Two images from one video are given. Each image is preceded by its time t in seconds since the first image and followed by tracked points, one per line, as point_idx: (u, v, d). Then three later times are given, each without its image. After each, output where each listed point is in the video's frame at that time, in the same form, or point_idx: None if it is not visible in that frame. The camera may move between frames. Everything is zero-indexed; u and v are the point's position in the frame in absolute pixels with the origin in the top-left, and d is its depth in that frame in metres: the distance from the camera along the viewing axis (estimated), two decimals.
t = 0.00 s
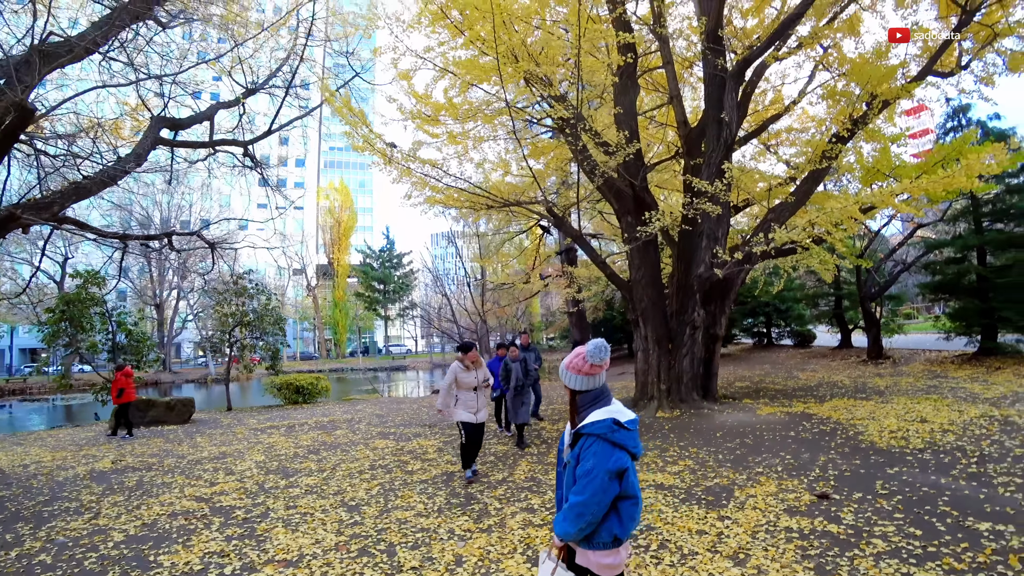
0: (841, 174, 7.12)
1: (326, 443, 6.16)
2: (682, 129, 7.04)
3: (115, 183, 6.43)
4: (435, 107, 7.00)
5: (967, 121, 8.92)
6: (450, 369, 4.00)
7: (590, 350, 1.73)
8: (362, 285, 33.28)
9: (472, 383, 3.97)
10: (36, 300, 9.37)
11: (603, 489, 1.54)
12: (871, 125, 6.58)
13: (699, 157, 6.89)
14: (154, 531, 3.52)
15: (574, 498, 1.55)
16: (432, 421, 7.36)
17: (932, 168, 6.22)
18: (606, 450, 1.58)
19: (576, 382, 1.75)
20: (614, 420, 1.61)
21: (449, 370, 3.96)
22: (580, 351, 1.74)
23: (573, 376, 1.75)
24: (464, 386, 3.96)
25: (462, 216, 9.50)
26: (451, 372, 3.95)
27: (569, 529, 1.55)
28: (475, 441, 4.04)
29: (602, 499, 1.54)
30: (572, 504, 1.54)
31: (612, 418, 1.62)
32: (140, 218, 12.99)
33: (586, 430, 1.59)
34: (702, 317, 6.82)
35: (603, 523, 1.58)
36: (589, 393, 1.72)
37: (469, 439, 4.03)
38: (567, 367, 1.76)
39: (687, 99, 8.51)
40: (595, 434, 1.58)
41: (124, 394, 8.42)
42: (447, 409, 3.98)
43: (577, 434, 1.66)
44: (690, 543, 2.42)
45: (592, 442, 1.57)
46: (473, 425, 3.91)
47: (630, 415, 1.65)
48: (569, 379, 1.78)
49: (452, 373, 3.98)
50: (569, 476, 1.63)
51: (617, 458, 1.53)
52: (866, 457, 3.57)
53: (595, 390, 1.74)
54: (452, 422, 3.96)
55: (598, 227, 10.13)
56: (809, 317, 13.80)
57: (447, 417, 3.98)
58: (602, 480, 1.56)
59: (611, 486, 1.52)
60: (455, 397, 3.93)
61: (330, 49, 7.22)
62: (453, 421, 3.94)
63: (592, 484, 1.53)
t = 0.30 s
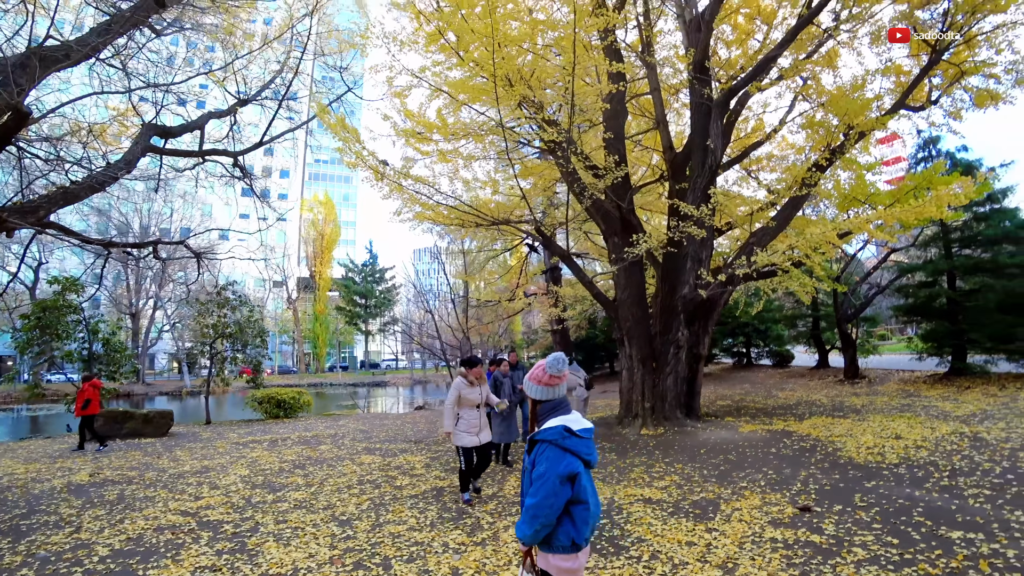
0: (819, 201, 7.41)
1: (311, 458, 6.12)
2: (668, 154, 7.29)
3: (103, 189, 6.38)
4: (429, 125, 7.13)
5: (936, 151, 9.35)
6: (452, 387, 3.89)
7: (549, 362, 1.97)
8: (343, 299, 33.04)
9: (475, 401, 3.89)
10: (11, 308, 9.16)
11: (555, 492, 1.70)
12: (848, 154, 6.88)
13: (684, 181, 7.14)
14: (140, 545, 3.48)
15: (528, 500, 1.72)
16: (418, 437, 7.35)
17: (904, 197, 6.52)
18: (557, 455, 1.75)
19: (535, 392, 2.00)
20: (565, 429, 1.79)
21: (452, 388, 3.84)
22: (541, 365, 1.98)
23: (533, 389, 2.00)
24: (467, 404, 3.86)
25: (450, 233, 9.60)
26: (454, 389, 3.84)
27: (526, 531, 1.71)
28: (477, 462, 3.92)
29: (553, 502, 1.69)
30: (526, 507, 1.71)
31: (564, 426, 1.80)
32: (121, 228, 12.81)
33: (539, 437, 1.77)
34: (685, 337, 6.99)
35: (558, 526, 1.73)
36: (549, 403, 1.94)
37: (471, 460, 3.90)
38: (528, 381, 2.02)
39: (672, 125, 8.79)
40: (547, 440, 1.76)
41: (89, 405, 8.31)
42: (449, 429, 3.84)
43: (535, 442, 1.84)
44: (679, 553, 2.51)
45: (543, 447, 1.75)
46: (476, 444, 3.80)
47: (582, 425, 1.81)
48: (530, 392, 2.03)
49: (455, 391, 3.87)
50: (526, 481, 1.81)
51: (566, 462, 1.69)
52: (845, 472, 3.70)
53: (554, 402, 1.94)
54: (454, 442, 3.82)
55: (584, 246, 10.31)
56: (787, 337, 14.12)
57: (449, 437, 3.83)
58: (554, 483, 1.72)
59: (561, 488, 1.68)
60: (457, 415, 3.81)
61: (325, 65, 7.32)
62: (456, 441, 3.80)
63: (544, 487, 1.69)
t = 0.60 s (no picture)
0: (794, 213, 7.70)
1: (300, 474, 6.09)
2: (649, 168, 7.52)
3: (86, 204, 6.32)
4: (416, 141, 7.24)
5: (903, 164, 9.78)
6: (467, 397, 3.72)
7: (536, 370, 2.27)
8: (324, 314, 32.74)
9: (491, 410, 3.79)
10: None
11: (537, 492, 1.81)
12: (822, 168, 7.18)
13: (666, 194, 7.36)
14: (137, 564, 3.46)
15: (512, 500, 1.85)
16: (407, 451, 7.36)
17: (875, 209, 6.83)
18: (540, 457, 1.87)
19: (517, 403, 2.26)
20: (547, 432, 1.90)
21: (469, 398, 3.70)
22: (524, 373, 2.25)
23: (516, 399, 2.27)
24: (484, 413, 3.76)
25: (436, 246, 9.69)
26: (471, 399, 3.70)
27: (511, 528, 1.84)
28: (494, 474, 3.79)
29: (536, 501, 1.81)
30: (511, 505, 1.83)
31: (546, 430, 1.92)
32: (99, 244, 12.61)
33: (523, 440, 1.89)
34: (670, 346, 7.16)
35: (542, 525, 1.84)
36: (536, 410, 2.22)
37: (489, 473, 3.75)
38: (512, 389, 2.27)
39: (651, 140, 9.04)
40: (530, 443, 1.88)
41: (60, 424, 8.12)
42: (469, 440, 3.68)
43: (519, 445, 1.97)
44: (676, 553, 2.62)
45: (526, 449, 1.87)
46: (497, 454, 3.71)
47: (564, 429, 1.93)
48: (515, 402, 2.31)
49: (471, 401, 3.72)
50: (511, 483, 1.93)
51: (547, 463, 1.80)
52: (827, 472, 3.87)
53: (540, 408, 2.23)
54: (476, 454, 3.68)
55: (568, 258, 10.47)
56: (766, 345, 14.46)
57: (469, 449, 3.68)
58: (536, 484, 1.83)
59: (542, 488, 1.79)
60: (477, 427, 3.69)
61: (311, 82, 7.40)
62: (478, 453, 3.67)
63: (526, 487, 1.81)
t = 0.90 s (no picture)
0: (778, 224, 7.95)
1: (297, 486, 6.13)
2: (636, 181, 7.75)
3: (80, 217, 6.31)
4: (410, 155, 7.38)
5: (882, 175, 10.11)
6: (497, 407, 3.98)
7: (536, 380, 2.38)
8: (312, 326, 32.57)
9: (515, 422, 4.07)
10: None
11: (532, 496, 1.91)
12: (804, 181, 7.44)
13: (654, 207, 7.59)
14: None
15: (508, 504, 1.93)
16: (403, 462, 7.41)
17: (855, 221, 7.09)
18: (534, 463, 1.97)
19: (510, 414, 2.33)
20: (541, 439, 2.02)
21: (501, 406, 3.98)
22: (523, 382, 2.33)
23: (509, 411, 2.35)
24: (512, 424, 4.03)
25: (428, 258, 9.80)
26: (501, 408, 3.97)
27: (508, 531, 1.93)
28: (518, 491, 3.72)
29: (531, 505, 1.90)
30: (508, 509, 1.92)
31: (541, 437, 2.03)
32: (87, 258, 12.53)
33: (519, 447, 1.99)
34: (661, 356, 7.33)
35: (536, 527, 1.93)
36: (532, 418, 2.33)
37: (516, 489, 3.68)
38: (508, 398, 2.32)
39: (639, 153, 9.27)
40: (525, 449, 1.98)
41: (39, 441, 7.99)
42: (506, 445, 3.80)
43: (514, 452, 2.07)
44: (675, 553, 2.75)
45: (522, 456, 1.97)
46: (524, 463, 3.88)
47: (556, 436, 2.04)
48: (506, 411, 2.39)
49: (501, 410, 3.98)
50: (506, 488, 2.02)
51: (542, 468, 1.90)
52: (816, 475, 4.03)
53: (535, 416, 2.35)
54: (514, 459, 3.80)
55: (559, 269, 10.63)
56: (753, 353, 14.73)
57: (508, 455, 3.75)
58: (531, 488, 1.93)
59: (537, 492, 1.89)
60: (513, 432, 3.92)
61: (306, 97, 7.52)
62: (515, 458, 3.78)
63: (523, 491, 1.91)
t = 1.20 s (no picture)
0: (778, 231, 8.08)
1: (303, 484, 6.25)
2: (638, 187, 7.88)
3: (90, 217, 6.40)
4: (416, 159, 7.51)
5: (880, 183, 10.24)
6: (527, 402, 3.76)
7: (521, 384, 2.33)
8: (312, 326, 32.70)
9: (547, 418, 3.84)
10: None
11: (520, 493, 1.96)
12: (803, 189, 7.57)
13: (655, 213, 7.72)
14: (160, 568, 3.62)
15: (496, 501, 1.98)
16: (405, 461, 7.52)
17: (853, 229, 7.22)
18: (523, 462, 2.03)
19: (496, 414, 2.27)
20: (529, 439, 2.08)
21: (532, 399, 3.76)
22: (511, 382, 2.30)
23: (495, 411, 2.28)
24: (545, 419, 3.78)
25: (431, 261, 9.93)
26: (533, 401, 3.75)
27: (495, 527, 1.97)
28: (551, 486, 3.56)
29: (518, 502, 1.96)
30: (495, 506, 1.98)
31: (529, 437, 2.09)
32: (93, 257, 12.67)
33: (508, 446, 2.05)
34: (660, 359, 7.45)
35: (523, 523, 1.98)
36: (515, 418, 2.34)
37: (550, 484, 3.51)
38: (496, 398, 2.26)
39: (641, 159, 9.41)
40: (515, 448, 2.03)
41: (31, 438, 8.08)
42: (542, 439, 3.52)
43: (501, 450, 2.12)
44: (675, 547, 2.86)
45: (512, 454, 2.02)
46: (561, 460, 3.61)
47: (543, 436, 2.13)
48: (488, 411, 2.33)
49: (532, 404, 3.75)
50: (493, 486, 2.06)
51: (531, 466, 1.97)
52: (811, 475, 4.16)
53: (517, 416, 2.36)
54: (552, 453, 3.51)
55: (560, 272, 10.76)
56: (752, 357, 14.86)
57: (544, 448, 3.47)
58: (519, 486, 1.98)
59: (525, 489, 1.95)
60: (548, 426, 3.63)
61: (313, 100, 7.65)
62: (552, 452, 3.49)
63: (511, 488, 1.96)
